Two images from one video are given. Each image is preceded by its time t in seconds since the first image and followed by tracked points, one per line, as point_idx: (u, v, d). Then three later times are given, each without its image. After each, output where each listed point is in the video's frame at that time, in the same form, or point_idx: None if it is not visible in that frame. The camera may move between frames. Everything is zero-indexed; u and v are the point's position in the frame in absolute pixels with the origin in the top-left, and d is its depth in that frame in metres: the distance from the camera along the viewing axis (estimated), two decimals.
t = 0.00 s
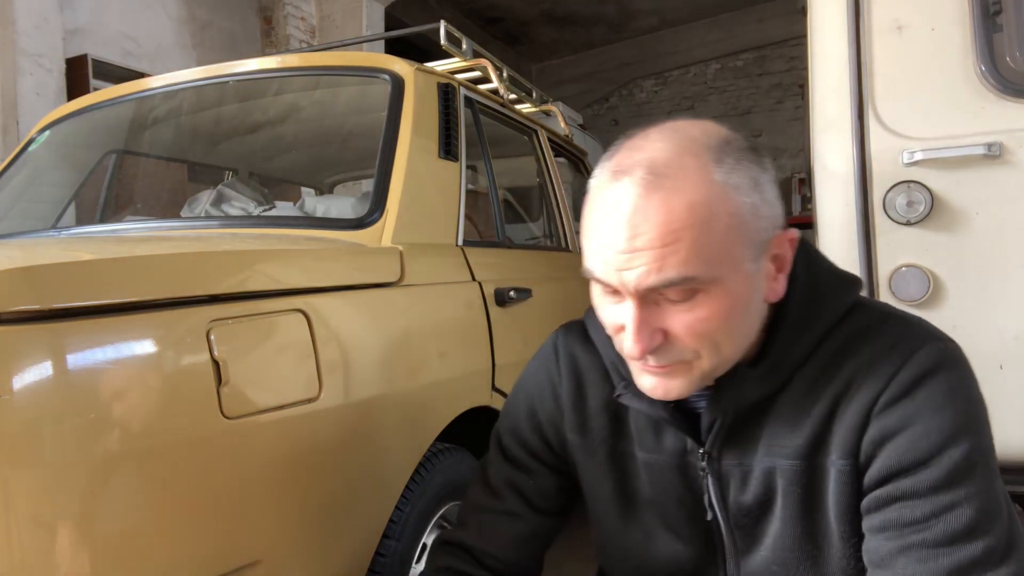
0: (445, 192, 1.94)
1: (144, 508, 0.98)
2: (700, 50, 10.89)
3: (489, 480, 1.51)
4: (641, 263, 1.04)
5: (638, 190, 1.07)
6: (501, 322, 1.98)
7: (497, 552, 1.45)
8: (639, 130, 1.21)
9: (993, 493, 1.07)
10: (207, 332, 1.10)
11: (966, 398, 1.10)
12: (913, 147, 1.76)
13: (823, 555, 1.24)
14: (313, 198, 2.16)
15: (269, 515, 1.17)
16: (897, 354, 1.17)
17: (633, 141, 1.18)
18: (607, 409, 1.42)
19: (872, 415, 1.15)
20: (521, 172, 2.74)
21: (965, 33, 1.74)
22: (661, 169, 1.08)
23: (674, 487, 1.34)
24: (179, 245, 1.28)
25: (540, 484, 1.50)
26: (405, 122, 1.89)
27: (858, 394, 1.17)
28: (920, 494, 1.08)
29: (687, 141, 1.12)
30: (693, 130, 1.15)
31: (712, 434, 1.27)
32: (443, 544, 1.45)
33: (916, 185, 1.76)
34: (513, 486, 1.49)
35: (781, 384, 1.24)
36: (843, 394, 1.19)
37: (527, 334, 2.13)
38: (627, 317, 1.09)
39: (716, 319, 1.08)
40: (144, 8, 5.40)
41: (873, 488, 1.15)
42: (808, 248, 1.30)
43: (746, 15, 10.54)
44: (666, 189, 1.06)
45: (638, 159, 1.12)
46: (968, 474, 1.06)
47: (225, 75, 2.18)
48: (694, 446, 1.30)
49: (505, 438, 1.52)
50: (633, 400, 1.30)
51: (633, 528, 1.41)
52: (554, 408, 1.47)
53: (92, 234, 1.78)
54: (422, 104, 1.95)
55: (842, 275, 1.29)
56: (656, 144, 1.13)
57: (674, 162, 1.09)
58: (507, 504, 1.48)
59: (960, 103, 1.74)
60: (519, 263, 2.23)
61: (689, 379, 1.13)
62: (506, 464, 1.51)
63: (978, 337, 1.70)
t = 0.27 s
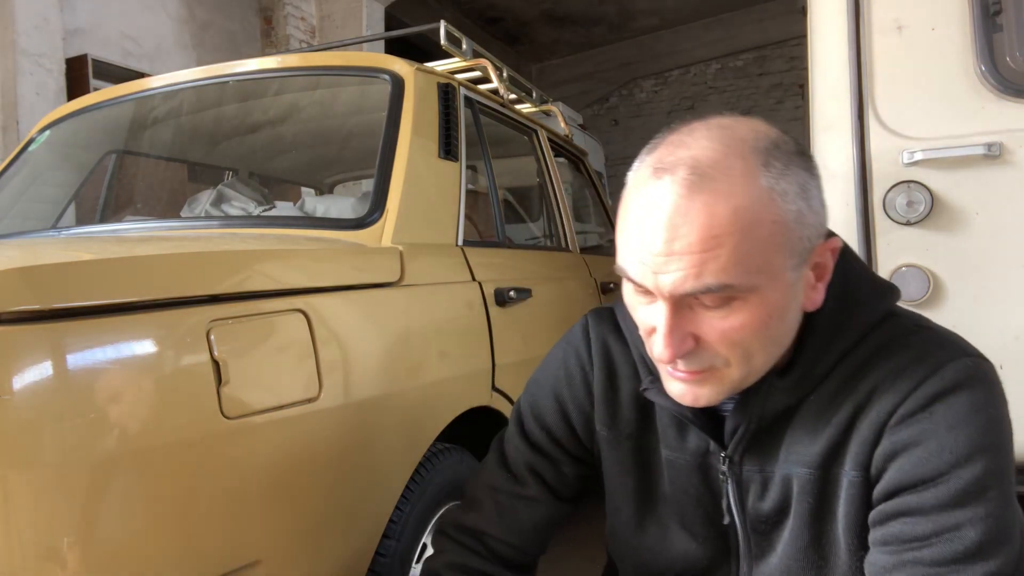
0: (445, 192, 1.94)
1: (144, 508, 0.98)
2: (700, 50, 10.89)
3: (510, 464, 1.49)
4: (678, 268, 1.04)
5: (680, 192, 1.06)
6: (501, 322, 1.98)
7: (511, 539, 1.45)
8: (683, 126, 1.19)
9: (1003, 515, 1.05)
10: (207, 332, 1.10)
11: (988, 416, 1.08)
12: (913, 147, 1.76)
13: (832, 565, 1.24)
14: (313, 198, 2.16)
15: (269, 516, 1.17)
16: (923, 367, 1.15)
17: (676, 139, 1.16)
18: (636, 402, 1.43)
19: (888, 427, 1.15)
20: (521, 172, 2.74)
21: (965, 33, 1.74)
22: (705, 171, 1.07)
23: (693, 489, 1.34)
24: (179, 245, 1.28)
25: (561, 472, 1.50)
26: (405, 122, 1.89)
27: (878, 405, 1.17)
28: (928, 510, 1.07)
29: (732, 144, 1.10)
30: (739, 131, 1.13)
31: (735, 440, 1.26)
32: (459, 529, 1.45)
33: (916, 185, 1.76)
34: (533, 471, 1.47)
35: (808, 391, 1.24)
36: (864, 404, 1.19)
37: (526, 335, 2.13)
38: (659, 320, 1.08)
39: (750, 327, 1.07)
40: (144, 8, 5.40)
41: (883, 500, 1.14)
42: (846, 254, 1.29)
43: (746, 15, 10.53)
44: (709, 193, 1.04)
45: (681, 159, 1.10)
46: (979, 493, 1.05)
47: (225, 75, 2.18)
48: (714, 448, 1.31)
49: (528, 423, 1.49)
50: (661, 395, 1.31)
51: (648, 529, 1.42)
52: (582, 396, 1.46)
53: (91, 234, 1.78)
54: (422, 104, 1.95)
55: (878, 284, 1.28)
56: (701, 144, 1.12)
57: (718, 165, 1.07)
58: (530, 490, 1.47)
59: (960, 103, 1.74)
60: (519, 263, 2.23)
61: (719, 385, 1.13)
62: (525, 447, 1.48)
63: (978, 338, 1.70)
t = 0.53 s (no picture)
0: (445, 192, 1.94)
1: (144, 508, 0.98)
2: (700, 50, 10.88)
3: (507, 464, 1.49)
4: (693, 283, 1.03)
5: (697, 206, 1.05)
6: (501, 322, 1.98)
7: (502, 539, 1.46)
8: (699, 135, 1.18)
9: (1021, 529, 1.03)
10: (207, 332, 1.10)
11: (1003, 426, 1.08)
12: (913, 147, 1.76)
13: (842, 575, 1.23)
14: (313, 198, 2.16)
15: (269, 516, 1.17)
16: (937, 376, 1.15)
17: (692, 149, 1.15)
18: (642, 410, 1.43)
19: (903, 438, 1.14)
20: (521, 172, 2.74)
21: (965, 33, 1.74)
22: (722, 184, 1.06)
23: (700, 497, 1.35)
24: (179, 245, 1.28)
25: (561, 475, 1.50)
26: (405, 121, 1.89)
27: (892, 413, 1.16)
28: (942, 523, 1.06)
29: (750, 156, 1.09)
30: (757, 142, 1.12)
31: (746, 451, 1.26)
32: (450, 525, 1.45)
33: (916, 185, 1.76)
34: (530, 472, 1.47)
35: (820, 401, 1.24)
36: (878, 414, 1.18)
37: (527, 335, 2.13)
38: (672, 333, 1.08)
39: (766, 342, 1.06)
40: (144, 8, 5.40)
41: (897, 512, 1.13)
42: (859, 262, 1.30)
43: (746, 15, 10.53)
44: (727, 207, 1.03)
45: (698, 171, 1.09)
46: (995, 506, 1.04)
47: (225, 75, 2.18)
48: (723, 456, 1.31)
49: (528, 425, 1.49)
50: (668, 403, 1.32)
51: (653, 533, 1.43)
52: (586, 400, 1.46)
53: (91, 234, 1.78)
54: (422, 104, 1.95)
55: (890, 292, 1.28)
56: (718, 156, 1.10)
57: (736, 178, 1.06)
58: (527, 492, 1.47)
59: (960, 103, 1.74)
60: (519, 263, 2.23)
61: (732, 398, 1.12)
62: (523, 447, 1.48)
63: (978, 338, 1.71)
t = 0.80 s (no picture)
0: (445, 191, 1.94)
1: (144, 508, 0.98)
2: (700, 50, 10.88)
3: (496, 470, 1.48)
4: (705, 292, 1.02)
5: (708, 215, 1.04)
6: (501, 322, 1.98)
7: (481, 543, 1.45)
8: (708, 140, 1.18)
9: None
10: (207, 332, 1.10)
11: (1011, 429, 1.08)
12: (913, 147, 1.76)
13: None
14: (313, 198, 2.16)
15: (269, 516, 1.17)
16: (945, 378, 1.15)
17: (701, 155, 1.14)
18: (643, 421, 1.44)
19: (910, 440, 1.14)
20: (521, 172, 2.74)
21: (964, 33, 1.74)
22: (733, 192, 1.05)
23: (705, 507, 1.35)
24: (179, 245, 1.28)
25: (553, 483, 1.50)
26: (405, 121, 1.89)
27: (899, 416, 1.16)
28: (947, 526, 1.06)
29: (760, 164, 1.09)
30: (767, 149, 1.12)
31: (753, 462, 1.25)
32: (428, 531, 1.44)
33: (916, 185, 1.76)
34: (519, 478, 1.47)
35: (828, 407, 1.23)
36: (885, 416, 1.18)
37: (526, 335, 2.13)
38: (682, 342, 1.07)
39: (776, 352, 1.06)
40: (144, 8, 5.40)
41: (901, 514, 1.13)
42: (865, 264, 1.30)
43: (746, 15, 10.53)
44: (738, 216, 1.03)
45: (709, 178, 1.08)
46: (1000, 509, 1.04)
47: (225, 75, 2.18)
48: (728, 464, 1.31)
49: (520, 431, 1.48)
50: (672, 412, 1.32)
51: (656, 542, 1.44)
52: (586, 408, 1.45)
53: (91, 234, 1.78)
54: (422, 104, 1.95)
55: (897, 293, 1.28)
56: (728, 163, 1.10)
57: (747, 186, 1.06)
58: (515, 499, 1.46)
59: (960, 103, 1.74)
60: (518, 263, 2.23)
61: (742, 409, 1.12)
62: (513, 453, 1.47)
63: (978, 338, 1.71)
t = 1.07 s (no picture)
0: (445, 191, 1.94)
1: (144, 508, 0.98)
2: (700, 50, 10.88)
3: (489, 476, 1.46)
4: (717, 289, 1.02)
5: (722, 211, 1.04)
6: (501, 322, 1.98)
7: (473, 552, 1.43)
8: (720, 136, 1.18)
9: None
10: (207, 332, 1.10)
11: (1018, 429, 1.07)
12: (912, 147, 1.76)
13: None
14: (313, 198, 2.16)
15: (269, 516, 1.17)
16: (952, 377, 1.14)
17: (714, 151, 1.14)
18: (643, 426, 1.44)
19: (917, 441, 1.14)
20: (521, 172, 2.74)
21: (964, 33, 1.74)
22: (748, 188, 1.05)
23: (706, 511, 1.36)
24: (179, 245, 1.28)
25: (546, 488, 1.50)
26: (405, 121, 1.89)
27: (906, 415, 1.16)
28: (953, 526, 1.06)
29: (774, 160, 1.09)
30: (780, 145, 1.12)
31: (760, 463, 1.25)
32: (416, 544, 1.40)
33: (916, 185, 1.75)
34: (513, 484, 1.45)
35: (834, 408, 1.23)
36: (891, 416, 1.18)
37: (526, 335, 2.13)
38: (693, 340, 1.07)
39: (787, 349, 1.06)
40: (144, 8, 5.39)
41: (907, 515, 1.13)
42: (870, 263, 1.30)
43: (746, 15, 10.52)
44: (753, 212, 1.03)
45: (723, 174, 1.08)
46: (1006, 509, 1.03)
47: (225, 75, 2.18)
48: (732, 468, 1.31)
49: (514, 436, 1.46)
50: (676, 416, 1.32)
51: (657, 545, 1.44)
52: (584, 413, 1.44)
53: (91, 234, 1.78)
54: (422, 104, 1.95)
55: (902, 293, 1.28)
56: (743, 159, 1.10)
57: (761, 182, 1.06)
58: (509, 507, 1.45)
59: (960, 104, 1.74)
60: (518, 263, 2.23)
61: (752, 407, 1.12)
62: (508, 459, 1.45)
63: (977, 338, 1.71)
